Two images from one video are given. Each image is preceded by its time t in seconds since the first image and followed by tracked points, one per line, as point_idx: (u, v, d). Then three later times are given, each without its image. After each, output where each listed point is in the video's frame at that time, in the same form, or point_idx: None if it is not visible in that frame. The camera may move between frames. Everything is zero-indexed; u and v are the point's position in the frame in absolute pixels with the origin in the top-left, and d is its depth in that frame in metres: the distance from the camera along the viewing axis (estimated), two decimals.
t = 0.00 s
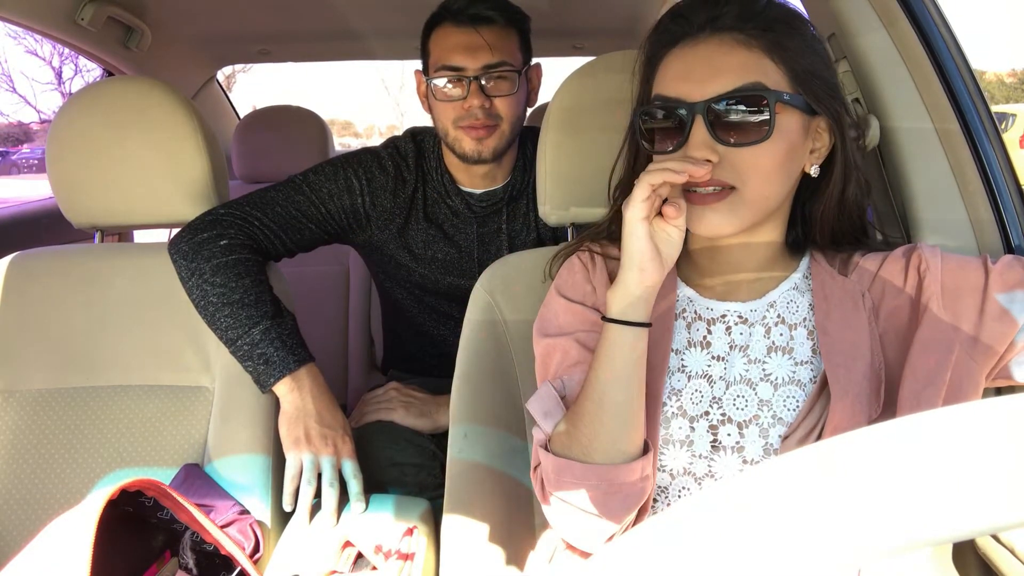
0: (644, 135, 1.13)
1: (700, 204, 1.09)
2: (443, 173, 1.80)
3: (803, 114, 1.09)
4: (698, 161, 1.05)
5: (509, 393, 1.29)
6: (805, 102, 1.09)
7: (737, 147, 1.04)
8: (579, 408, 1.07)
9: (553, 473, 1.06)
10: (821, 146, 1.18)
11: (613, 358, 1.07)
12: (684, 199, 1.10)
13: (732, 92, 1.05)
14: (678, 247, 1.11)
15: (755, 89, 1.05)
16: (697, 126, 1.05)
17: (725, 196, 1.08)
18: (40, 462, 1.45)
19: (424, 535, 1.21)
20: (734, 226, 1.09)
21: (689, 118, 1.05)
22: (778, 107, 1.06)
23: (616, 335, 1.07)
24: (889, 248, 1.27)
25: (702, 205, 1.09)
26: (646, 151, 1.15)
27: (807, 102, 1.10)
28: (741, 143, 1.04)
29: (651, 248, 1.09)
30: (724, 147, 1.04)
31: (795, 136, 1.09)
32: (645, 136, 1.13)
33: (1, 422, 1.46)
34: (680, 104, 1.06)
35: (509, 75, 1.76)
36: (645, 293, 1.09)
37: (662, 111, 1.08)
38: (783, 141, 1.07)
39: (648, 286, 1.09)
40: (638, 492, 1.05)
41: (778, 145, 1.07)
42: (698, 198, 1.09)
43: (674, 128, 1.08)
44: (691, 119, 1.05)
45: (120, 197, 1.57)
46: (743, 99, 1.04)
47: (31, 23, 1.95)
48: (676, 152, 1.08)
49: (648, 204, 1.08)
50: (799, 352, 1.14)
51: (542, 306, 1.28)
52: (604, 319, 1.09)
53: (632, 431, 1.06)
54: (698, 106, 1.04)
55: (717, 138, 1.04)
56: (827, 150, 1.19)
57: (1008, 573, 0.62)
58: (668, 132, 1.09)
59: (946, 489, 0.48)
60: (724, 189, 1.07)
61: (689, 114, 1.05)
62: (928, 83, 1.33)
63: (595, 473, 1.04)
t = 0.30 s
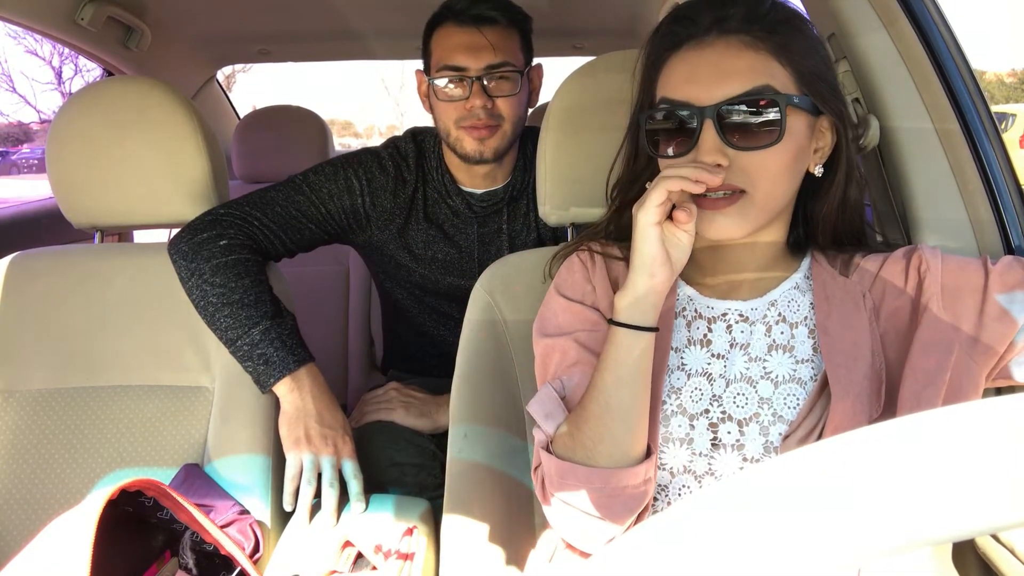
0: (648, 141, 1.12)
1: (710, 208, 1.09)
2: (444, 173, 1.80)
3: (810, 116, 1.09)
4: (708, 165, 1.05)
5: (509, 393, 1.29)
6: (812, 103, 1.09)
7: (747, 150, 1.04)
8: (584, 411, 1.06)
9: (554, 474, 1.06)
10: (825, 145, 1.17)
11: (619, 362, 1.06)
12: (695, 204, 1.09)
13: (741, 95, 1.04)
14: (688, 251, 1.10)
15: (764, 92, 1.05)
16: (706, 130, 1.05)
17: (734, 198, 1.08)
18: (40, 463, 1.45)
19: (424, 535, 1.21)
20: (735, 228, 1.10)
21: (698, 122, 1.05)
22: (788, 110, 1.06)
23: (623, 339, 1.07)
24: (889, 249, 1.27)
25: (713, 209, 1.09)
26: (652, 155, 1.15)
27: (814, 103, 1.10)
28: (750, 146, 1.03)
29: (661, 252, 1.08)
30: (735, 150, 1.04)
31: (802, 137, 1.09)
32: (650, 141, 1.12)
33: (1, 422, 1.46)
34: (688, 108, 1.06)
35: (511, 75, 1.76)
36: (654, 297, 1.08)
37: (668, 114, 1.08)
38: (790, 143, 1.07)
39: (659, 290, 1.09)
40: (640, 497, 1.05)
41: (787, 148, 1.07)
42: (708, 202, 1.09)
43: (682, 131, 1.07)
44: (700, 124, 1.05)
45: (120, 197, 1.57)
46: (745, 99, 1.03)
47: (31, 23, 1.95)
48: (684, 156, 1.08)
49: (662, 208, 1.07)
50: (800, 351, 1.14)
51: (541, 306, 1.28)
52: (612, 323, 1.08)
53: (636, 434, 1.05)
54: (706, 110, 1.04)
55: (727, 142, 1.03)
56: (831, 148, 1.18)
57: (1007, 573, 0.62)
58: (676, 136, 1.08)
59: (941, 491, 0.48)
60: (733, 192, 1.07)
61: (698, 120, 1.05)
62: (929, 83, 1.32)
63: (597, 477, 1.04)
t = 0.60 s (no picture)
0: (648, 142, 1.12)
1: (711, 211, 1.09)
2: (444, 173, 1.80)
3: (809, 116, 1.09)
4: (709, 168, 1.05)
5: (509, 393, 1.29)
6: (812, 105, 1.09)
7: (749, 152, 1.04)
8: (585, 412, 1.06)
9: (554, 476, 1.06)
10: (826, 144, 1.17)
11: (620, 363, 1.06)
12: (696, 205, 1.09)
13: (740, 98, 1.04)
14: (690, 252, 1.10)
15: (765, 95, 1.05)
16: (707, 132, 1.04)
17: (736, 200, 1.08)
18: (40, 462, 1.45)
19: (424, 535, 1.21)
20: (735, 228, 1.10)
21: (698, 125, 1.05)
22: (788, 112, 1.06)
23: (624, 339, 1.07)
24: (889, 249, 1.27)
25: (715, 210, 1.09)
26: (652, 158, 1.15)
27: (814, 104, 1.10)
28: (750, 149, 1.04)
29: (664, 253, 1.08)
30: (736, 152, 1.04)
31: (802, 139, 1.09)
32: (650, 142, 1.12)
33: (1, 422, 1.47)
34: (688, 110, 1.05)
35: (511, 76, 1.76)
36: (656, 298, 1.08)
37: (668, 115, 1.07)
38: (791, 144, 1.07)
39: (660, 292, 1.08)
40: (641, 496, 1.05)
41: (787, 149, 1.07)
42: (710, 204, 1.09)
43: (681, 133, 1.07)
44: (700, 126, 1.05)
45: (120, 198, 1.57)
46: (744, 100, 1.03)
47: (31, 23, 1.95)
48: (684, 158, 1.08)
49: (665, 210, 1.07)
50: (801, 350, 1.14)
51: (541, 306, 1.28)
52: (614, 325, 1.08)
53: (637, 435, 1.05)
54: (706, 112, 1.04)
55: (728, 145, 1.04)
56: (831, 148, 1.18)
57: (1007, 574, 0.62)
58: (676, 138, 1.08)
59: (942, 491, 0.48)
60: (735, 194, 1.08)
61: (698, 122, 1.04)
62: (928, 84, 1.32)
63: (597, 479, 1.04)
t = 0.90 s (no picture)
0: (648, 142, 1.12)
1: (709, 211, 1.09)
2: (446, 173, 1.80)
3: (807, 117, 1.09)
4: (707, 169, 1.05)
5: (508, 393, 1.28)
6: (807, 102, 1.09)
7: (747, 153, 1.04)
8: (585, 413, 1.06)
9: (554, 476, 1.06)
10: (825, 144, 1.17)
11: (621, 364, 1.06)
12: (696, 206, 1.09)
13: (737, 99, 1.04)
14: (690, 252, 1.10)
15: (764, 96, 1.05)
16: (705, 132, 1.04)
17: (734, 200, 1.08)
18: (40, 463, 1.45)
19: (424, 535, 1.21)
20: (733, 227, 1.09)
21: (696, 126, 1.04)
22: (785, 112, 1.06)
23: (624, 340, 1.07)
24: (889, 249, 1.27)
25: (714, 211, 1.09)
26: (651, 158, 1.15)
27: (812, 104, 1.10)
28: (748, 149, 1.04)
29: (665, 256, 1.08)
30: (734, 153, 1.04)
31: (800, 139, 1.09)
32: (649, 143, 1.12)
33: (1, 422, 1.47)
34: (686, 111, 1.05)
35: (512, 79, 1.77)
36: (656, 300, 1.08)
37: (666, 115, 1.07)
38: (789, 144, 1.08)
39: (661, 293, 1.08)
40: (642, 496, 1.05)
41: (785, 149, 1.07)
42: (708, 205, 1.09)
43: (679, 134, 1.07)
44: (698, 127, 1.05)
45: (120, 198, 1.57)
46: (742, 100, 1.04)
47: (31, 23, 1.95)
48: (682, 159, 1.08)
49: (665, 210, 1.07)
50: (800, 349, 1.14)
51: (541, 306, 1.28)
52: (614, 325, 1.08)
53: (637, 436, 1.05)
54: (704, 113, 1.04)
55: (726, 145, 1.03)
56: (829, 147, 1.18)
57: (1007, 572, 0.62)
58: (674, 139, 1.08)
59: (941, 491, 0.48)
60: (733, 194, 1.08)
61: (696, 122, 1.04)
62: (928, 83, 1.32)
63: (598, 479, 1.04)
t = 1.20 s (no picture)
0: (651, 142, 1.11)
1: (711, 211, 1.09)
2: (447, 172, 1.81)
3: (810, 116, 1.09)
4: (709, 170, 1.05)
5: (509, 393, 1.28)
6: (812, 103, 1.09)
7: (749, 153, 1.04)
8: (587, 413, 1.06)
9: (555, 477, 1.06)
10: (826, 145, 1.17)
11: (622, 364, 1.06)
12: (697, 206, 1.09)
13: (739, 99, 1.04)
14: (691, 252, 1.10)
15: (766, 96, 1.05)
16: (707, 133, 1.04)
17: (737, 200, 1.08)
18: (40, 463, 1.45)
19: (424, 535, 1.21)
20: (734, 227, 1.09)
21: (698, 126, 1.04)
22: (787, 112, 1.06)
23: (626, 342, 1.06)
24: (889, 249, 1.27)
25: (715, 211, 1.09)
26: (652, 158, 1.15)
27: (814, 104, 1.10)
28: (751, 150, 1.04)
29: (666, 256, 1.07)
30: (736, 154, 1.04)
31: (802, 140, 1.09)
32: (650, 143, 1.12)
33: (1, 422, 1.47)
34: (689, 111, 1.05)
35: (511, 75, 1.76)
36: (658, 301, 1.08)
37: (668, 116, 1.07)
38: (792, 145, 1.08)
39: (663, 295, 1.08)
40: (642, 497, 1.05)
41: (787, 150, 1.07)
42: (710, 205, 1.09)
43: (680, 134, 1.07)
44: (700, 127, 1.05)
45: (120, 198, 1.57)
46: (744, 100, 1.04)
47: (31, 23, 1.95)
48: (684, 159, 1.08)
49: (666, 211, 1.06)
50: (801, 350, 1.14)
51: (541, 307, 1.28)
52: (616, 326, 1.08)
53: (639, 437, 1.05)
54: (706, 113, 1.04)
55: (727, 146, 1.03)
56: (831, 148, 1.18)
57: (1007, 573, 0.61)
58: (676, 139, 1.08)
59: (942, 492, 0.48)
60: (736, 194, 1.08)
61: (698, 122, 1.04)
62: (928, 83, 1.32)
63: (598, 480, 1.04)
